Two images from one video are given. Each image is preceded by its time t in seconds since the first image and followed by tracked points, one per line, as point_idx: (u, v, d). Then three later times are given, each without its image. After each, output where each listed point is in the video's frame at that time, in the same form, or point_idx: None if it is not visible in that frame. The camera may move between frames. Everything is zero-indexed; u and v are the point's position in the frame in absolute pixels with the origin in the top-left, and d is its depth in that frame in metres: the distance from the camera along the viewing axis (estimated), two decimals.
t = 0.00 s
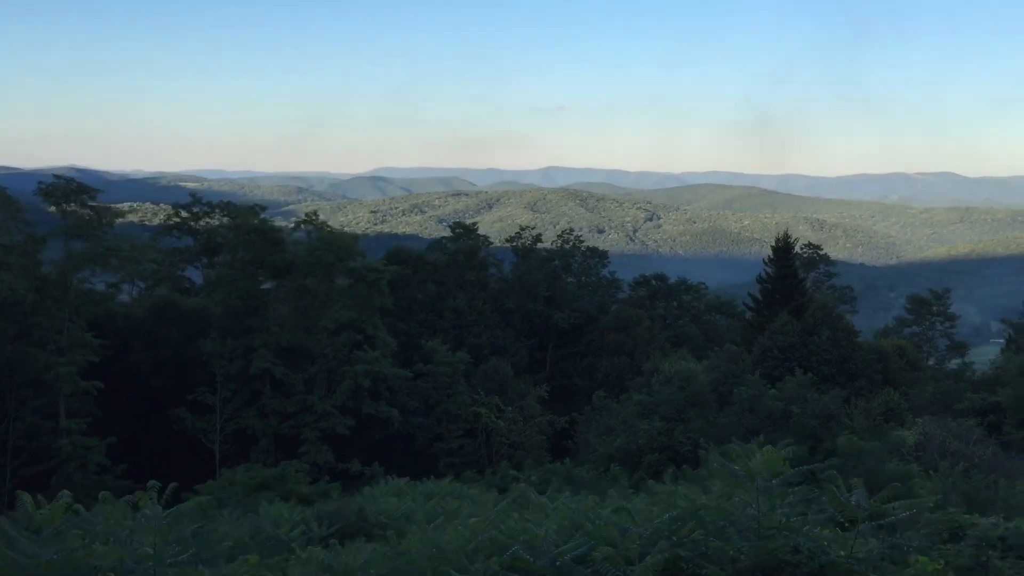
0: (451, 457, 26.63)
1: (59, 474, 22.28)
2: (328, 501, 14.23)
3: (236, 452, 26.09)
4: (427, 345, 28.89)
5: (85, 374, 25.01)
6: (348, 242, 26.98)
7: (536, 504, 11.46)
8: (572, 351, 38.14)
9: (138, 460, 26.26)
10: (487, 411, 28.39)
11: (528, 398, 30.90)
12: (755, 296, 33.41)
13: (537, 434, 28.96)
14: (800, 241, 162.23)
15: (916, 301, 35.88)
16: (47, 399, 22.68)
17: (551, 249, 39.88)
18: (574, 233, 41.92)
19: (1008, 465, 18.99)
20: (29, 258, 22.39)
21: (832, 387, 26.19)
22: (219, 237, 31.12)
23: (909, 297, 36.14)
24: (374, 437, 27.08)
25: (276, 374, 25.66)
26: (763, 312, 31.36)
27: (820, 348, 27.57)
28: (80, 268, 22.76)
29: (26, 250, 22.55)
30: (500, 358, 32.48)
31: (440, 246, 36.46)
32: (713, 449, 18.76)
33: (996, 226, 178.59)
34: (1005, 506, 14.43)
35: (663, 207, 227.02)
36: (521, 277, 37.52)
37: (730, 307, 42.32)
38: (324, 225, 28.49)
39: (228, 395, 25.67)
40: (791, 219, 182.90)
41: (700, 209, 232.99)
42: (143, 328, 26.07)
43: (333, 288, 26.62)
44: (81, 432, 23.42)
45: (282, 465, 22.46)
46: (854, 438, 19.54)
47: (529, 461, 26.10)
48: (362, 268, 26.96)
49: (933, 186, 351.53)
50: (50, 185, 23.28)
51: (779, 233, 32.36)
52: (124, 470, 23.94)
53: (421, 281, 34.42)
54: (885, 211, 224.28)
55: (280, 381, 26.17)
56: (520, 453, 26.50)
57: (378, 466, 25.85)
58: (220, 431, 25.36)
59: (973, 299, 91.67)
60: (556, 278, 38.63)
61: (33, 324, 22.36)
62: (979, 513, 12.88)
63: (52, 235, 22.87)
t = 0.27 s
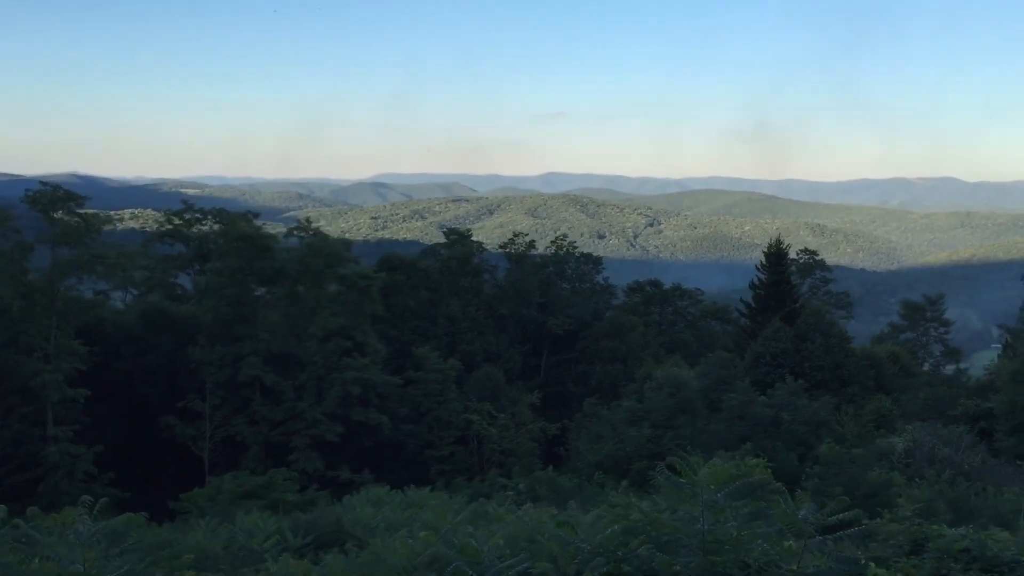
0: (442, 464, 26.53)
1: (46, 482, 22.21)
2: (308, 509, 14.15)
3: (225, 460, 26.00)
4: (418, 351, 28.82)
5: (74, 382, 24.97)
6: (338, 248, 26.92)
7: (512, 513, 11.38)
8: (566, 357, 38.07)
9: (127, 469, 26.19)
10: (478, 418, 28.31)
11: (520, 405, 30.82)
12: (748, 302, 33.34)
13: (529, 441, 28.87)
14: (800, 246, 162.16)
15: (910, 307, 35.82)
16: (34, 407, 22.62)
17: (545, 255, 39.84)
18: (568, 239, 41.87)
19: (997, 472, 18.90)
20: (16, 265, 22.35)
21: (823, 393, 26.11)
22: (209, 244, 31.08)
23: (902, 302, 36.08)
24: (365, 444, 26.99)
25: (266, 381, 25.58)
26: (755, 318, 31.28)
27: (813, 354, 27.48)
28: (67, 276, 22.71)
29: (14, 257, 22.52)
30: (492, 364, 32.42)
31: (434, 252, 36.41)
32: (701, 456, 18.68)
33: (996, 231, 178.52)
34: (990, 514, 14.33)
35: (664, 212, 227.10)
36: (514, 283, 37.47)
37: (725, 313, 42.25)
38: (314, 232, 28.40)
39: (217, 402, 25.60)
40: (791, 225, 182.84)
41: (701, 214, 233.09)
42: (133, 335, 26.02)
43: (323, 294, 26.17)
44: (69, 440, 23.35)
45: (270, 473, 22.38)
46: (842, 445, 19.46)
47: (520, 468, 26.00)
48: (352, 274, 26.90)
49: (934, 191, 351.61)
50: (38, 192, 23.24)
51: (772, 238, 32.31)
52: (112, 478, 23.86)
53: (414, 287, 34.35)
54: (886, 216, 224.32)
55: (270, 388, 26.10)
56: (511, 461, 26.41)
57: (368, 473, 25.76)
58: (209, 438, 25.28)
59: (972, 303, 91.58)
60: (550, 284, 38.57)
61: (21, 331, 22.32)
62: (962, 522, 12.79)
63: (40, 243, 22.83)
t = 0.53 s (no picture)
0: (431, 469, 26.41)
1: (32, 489, 22.11)
2: (286, 517, 14.07)
3: (213, 465, 25.89)
4: (408, 356, 28.71)
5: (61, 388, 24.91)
6: (326, 253, 26.83)
7: (487, 521, 11.30)
8: (558, 362, 37.98)
9: (116, 474, 26.14)
10: (469, 423, 28.19)
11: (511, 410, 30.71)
12: (740, 307, 33.26)
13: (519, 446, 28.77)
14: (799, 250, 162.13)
15: (903, 311, 35.74)
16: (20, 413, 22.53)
17: (537, 259, 39.77)
18: (561, 243, 41.81)
19: (986, 476, 18.77)
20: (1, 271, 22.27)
21: (814, 398, 26.01)
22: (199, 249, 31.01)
23: (895, 306, 36.12)
24: (354, 449, 26.86)
25: (254, 386, 25.46)
26: (746, 322, 31.20)
27: (803, 359, 27.38)
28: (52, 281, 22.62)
29: None
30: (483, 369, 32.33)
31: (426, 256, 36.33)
32: (687, 461, 18.60)
33: (995, 235, 178.50)
34: (975, 519, 14.25)
35: (663, 216, 227.18)
36: (506, 287, 37.39)
37: (719, 317, 42.17)
38: (303, 236, 28.32)
39: (205, 408, 25.47)
40: (790, 228, 182.85)
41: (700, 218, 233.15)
42: (120, 340, 25.92)
43: (311, 299, 25.99)
44: (55, 447, 23.26)
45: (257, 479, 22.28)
46: (829, 450, 19.36)
47: (509, 473, 25.89)
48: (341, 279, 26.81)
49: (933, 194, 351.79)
50: (23, 197, 23.16)
51: (762, 242, 32.23)
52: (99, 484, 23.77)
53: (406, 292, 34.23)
54: (885, 219, 224.39)
55: (258, 394, 25.98)
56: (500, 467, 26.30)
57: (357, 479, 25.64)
58: (197, 444, 25.16)
59: (970, 307, 91.53)
60: (542, 289, 38.49)
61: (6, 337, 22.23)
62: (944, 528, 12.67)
63: (26, 248, 22.75)
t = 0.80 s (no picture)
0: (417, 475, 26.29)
1: (13, 495, 21.98)
2: (261, 523, 13.97)
3: (197, 471, 25.75)
4: (394, 362, 28.60)
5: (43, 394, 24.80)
6: (311, 258, 26.72)
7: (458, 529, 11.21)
8: (547, 366, 37.89)
9: (99, 479, 26.02)
10: (455, 429, 28.08)
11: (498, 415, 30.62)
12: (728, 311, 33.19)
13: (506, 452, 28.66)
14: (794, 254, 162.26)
15: (892, 316, 35.70)
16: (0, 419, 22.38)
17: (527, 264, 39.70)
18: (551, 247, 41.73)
19: (970, 482, 18.70)
20: None
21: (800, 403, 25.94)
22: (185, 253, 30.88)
23: (884, 311, 36.07)
24: (339, 455, 26.74)
25: (238, 392, 25.34)
26: (734, 327, 31.12)
27: (790, 364, 27.29)
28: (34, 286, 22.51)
29: None
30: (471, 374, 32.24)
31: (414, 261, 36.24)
32: (669, 467, 18.53)
33: (990, 238, 178.74)
34: (953, 525, 14.22)
35: (659, 220, 227.22)
36: (495, 292, 37.30)
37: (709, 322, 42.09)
38: (289, 241, 28.21)
39: (189, 414, 25.34)
40: (785, 232, 183.03)
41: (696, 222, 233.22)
42: (104, 345, 25.80)
43: (296, 305, 25.87)
44: (37, 452, 23.12)
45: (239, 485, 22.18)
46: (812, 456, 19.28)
47: (495, 479, 25.78)
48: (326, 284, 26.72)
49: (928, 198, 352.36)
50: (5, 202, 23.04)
51: (750, 247, 32.17)
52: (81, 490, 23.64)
53: (394, 297, 34.14)
54: (880, 223, 224.58)
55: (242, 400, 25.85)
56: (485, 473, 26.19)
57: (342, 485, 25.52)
58: (181, 450, 25.02)
59: (964, 311, 91.56)
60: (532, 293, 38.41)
61: None
62: (920, 535, 12.61)
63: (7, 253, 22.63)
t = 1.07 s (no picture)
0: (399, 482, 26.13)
1: None
2: (231, 533, 13.82)
3: (177, 479, 25.54)
4: (376, 368, 28.45)
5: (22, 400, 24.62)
6: (293, 264, 26.57)
7: (425, 539, 11.10)
8: (534, 373, 37.76)
9: (78, 486, 25.82)
10: (438, 435, 27.93)
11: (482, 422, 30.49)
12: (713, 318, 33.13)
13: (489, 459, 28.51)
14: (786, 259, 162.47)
15: (878, 322, 35.67)
16: None
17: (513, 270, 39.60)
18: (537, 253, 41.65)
19: (950, 489, 18.67)
20: None
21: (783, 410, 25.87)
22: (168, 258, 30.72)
23: (870, 317, 36.04)
24: (321, 462, 26.55)
25: (218, 399, 25.16)
26: (718, 334, 31.05)
27: (774, 371, 27.22)
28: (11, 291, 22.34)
29: None
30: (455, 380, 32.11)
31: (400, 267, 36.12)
32: (648, 474, 18.43)
33: (981, 245, 179.28)
34: (928, 533, 14.16)
35: (652, 226, 227.41)
36: (481, 298, 37.20)
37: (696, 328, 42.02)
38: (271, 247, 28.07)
39: (169, 421, 25.15)
40: (777, 238, 183.26)
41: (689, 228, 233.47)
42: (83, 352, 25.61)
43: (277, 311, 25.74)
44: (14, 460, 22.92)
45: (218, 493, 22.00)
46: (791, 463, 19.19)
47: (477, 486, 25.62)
48: (307, 290, 26.57)
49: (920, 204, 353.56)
50: None
51: (734, 253, 32.15)
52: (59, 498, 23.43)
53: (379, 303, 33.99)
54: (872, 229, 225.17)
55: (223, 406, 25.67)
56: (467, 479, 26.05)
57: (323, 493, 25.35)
58: (160, 457, 24.83)
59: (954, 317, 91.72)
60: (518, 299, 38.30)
61: None
62: (894, 544, 12.55)
63: None
